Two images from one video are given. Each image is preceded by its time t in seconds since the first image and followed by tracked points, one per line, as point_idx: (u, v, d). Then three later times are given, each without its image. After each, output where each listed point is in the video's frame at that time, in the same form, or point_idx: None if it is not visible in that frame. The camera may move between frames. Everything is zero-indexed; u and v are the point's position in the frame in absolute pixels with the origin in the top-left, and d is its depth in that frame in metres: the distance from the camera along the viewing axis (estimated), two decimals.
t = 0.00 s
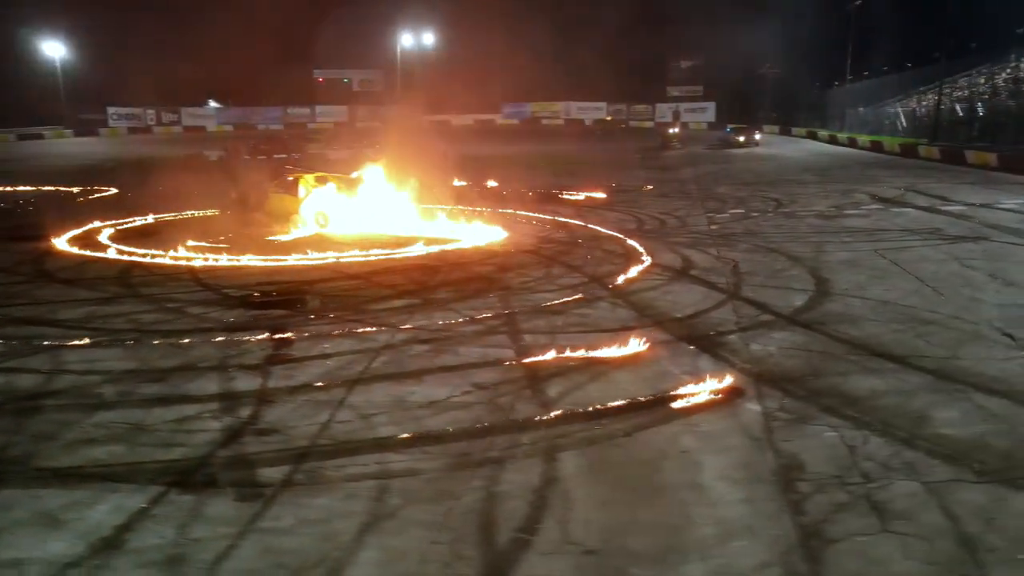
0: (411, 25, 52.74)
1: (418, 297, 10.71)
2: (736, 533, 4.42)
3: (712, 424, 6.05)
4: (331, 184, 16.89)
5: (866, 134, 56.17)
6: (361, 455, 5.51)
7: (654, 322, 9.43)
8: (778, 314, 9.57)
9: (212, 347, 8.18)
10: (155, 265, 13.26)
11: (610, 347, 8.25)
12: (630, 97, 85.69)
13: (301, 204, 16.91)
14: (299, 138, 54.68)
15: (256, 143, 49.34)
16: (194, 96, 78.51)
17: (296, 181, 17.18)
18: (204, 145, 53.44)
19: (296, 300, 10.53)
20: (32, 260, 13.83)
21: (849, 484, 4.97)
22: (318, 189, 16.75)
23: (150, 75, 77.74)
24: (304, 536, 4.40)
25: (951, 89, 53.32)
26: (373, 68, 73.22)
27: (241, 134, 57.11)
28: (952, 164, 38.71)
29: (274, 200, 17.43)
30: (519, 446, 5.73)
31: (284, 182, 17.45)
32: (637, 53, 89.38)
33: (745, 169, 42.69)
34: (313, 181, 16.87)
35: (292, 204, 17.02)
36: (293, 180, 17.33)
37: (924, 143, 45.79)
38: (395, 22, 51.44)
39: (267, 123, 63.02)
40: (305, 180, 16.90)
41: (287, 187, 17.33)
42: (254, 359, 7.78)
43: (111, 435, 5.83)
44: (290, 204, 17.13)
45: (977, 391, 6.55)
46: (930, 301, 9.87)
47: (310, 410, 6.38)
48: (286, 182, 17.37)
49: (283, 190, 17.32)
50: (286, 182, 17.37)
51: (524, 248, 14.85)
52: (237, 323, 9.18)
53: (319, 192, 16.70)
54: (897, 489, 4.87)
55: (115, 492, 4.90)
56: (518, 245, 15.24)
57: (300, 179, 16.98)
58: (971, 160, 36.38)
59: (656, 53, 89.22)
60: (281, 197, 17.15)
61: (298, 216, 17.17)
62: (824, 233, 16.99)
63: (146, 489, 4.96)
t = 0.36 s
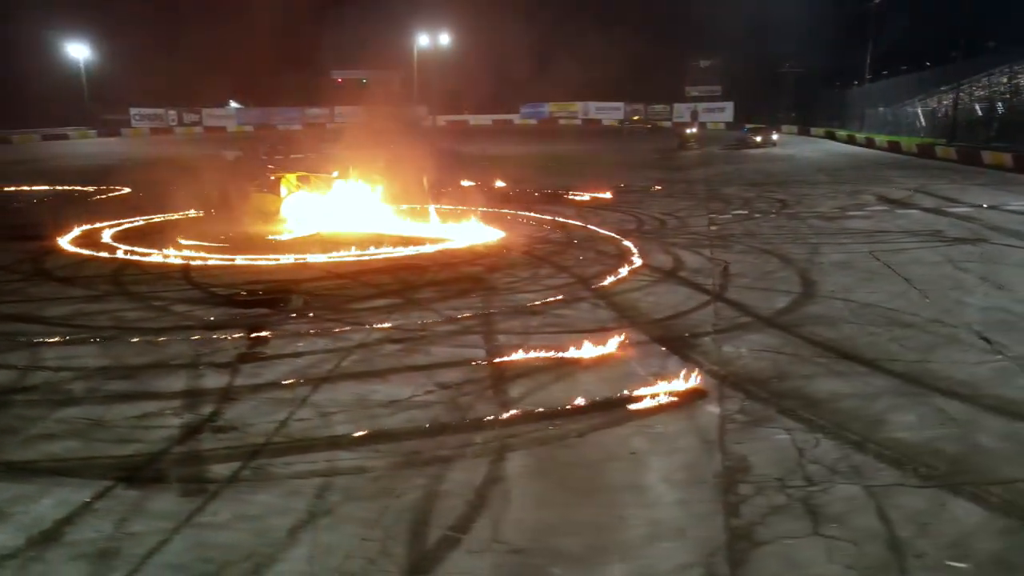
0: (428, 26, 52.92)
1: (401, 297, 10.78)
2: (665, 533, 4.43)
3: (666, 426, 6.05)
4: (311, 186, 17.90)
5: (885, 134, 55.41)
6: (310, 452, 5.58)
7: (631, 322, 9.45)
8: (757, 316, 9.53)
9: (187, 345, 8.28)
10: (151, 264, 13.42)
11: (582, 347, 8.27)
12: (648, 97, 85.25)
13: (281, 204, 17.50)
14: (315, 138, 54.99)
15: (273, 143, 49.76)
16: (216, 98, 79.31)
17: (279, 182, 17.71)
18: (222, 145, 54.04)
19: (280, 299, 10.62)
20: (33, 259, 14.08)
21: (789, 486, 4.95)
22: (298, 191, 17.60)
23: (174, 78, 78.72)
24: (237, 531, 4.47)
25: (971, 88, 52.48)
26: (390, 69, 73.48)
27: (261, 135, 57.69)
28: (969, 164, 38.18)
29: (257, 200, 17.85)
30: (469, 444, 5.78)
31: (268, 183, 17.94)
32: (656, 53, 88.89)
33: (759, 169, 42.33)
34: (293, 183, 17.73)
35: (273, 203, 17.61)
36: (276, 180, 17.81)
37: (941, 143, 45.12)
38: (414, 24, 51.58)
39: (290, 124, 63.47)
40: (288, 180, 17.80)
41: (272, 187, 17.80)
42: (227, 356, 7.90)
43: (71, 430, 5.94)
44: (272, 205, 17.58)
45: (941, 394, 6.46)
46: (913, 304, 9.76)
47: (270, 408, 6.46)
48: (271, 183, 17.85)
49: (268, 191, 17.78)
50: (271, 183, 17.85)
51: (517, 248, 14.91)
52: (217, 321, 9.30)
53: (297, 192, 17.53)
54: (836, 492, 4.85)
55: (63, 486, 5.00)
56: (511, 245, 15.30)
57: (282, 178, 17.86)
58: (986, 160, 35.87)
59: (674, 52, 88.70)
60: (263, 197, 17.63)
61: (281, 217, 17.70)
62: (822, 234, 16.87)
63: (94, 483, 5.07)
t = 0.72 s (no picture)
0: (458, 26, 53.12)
1: (397, 296, 10.86)
2: (607, 536, 4.42)
3: (632, 428, 6.02)
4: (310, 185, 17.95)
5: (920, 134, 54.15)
6: (275, 449, 5.67)
7: (620, 323, 9.42)
8: (749, 319, 9.42)
9: (178, 341, 8.47)
10: (162, 262, 13.71)
11: (566, 348, 8.28)
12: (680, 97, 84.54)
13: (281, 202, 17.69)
14: (345, 138, 55.64)
15: (303, 143, 50.46)
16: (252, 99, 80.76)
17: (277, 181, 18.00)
18: (255, 145, 55.00)
19: (279, 297, 10.78)
20: (51, 256, 14.53)
21: (743, 491, 4.91)
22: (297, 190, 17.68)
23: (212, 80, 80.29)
24: (189, 524, 4.57)
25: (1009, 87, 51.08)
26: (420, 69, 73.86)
27: (293, 136, 58.55)
28: (1003, 164, 37.19)
29: (260, 198, 18.24)
30: (432, 443, 5.82)
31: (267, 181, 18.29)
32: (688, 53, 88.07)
33: (787, 169, 41.75)
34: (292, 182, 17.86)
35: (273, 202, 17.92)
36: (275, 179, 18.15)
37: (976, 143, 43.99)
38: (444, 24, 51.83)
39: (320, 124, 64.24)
40: (287, 180, 17.92)
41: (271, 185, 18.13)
42: (215, 353, 8.07)
43: (51, 423, 6.13)
44: (273, 204, 17.91)
45: (919, 401, 6.33)
46: (911, 308, 9.57)
47: (246, 404, 6.58)
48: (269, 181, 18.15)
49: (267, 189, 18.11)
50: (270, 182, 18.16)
51: (522, 249, 14.93)
52: (211, 319, 9.48)
53: (297, 191, 17.64)
54: (788, 497, 4.79)
55: (31, 477, 5.17)
56: (517, 245, 15.33)
57: (281, 178, 17.97)
58: (1021, 161, 34.90)
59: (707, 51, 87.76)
60: (264, 196, 18.06)
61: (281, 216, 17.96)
62: (835, 236, 16.61)
63: (61, 474, 5.22)
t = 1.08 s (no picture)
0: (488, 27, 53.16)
1: (395, 296, 10.94)
2: (554, 536, 4.43)
3: (602, 430, 6.01)
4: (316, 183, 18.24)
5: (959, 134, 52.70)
6: (246, 445, 5.78)
7: (613, 325, 9.39)
8: (743, 322, 9.33)
9: (172, 338, 8.63)
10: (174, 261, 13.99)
11: (553, 349, 8.28)
12: (712, 95, 83.60)
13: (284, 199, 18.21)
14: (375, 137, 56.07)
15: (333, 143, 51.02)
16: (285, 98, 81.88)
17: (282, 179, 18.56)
18: (287, 145, 55.73)
19: (280, 295, 10.94)
20: (68, 254, 14.90)
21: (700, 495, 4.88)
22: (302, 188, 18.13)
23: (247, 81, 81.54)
24: (149, 517, 4.68)
25: None
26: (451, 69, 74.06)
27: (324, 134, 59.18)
28: None
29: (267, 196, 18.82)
30: (401, 442, 5.88)
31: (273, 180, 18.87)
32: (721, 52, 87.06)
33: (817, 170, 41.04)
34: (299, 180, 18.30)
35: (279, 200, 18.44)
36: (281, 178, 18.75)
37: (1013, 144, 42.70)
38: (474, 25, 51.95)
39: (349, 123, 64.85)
40: (293, 179, 18.31)
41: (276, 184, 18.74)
42: (206, 350, 8.22)
43: (37, 415, 6.32)
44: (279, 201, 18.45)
45: (898, 407, 6.22)
46: (911, 312, 9.39)
47: (227, 400, 6.72)
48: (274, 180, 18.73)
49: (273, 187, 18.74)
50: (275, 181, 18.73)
51: (528, 249, 14.95)
52: (208, 316, 9.65)
53: (301, 191, 18.00)
54: (745, 502, 4.75)
55: (7, 468, 5.34)
56: (523, 245, 15.36)
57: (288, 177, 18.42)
58: None
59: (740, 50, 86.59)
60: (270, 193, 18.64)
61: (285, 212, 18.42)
62: (850, 238, 16.33)
63: (36, 466, 5.38)
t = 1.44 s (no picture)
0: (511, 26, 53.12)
1: (393, 295, 11.01)
2: (507, 537, 4.44)
3: (574, 431, 6.01)
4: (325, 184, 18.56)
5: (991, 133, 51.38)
6: (221, 441, 5.87)
7: (606, 326, 9.36)
8: (736, 325, 9.25)
9: (167, 336, 8.77)
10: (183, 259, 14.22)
11: (541, 350, 8.29)
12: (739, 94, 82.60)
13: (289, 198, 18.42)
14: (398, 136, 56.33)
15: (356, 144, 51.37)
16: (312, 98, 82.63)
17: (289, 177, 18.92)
18: (312, 144, 56.19)
19: (279, 294, 11.07)
20: (83, 253, 15.20)
21: (661, 498, 4.86)
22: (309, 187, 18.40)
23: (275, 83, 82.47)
24: (116, 511, 4.79)
25: None
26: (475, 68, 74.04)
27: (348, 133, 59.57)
28: None
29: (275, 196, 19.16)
30: (373, 440, 5.93)
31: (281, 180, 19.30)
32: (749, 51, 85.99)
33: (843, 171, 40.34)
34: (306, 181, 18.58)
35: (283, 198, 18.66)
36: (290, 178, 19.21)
37: None
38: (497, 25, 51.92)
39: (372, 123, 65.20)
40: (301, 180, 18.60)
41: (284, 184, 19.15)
42: (199, 347, 8.35)
43: (26, 409, 6.49)
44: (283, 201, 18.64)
45: (877, 412, 6.13)
46: (909, 316, 9.23)
47: (210, 397, 6.82)
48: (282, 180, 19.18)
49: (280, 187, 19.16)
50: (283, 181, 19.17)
51: (533, 249, 14.95)
52: (206, 315, 9.79)
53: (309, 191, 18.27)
54: (705, 506, 4.72)
55: None
56: (529, 246, 15.36)
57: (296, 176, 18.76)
58: None
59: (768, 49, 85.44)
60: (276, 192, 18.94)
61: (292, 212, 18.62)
62: (861, 239, 16.11)
63: (16, 460, 5.53)
